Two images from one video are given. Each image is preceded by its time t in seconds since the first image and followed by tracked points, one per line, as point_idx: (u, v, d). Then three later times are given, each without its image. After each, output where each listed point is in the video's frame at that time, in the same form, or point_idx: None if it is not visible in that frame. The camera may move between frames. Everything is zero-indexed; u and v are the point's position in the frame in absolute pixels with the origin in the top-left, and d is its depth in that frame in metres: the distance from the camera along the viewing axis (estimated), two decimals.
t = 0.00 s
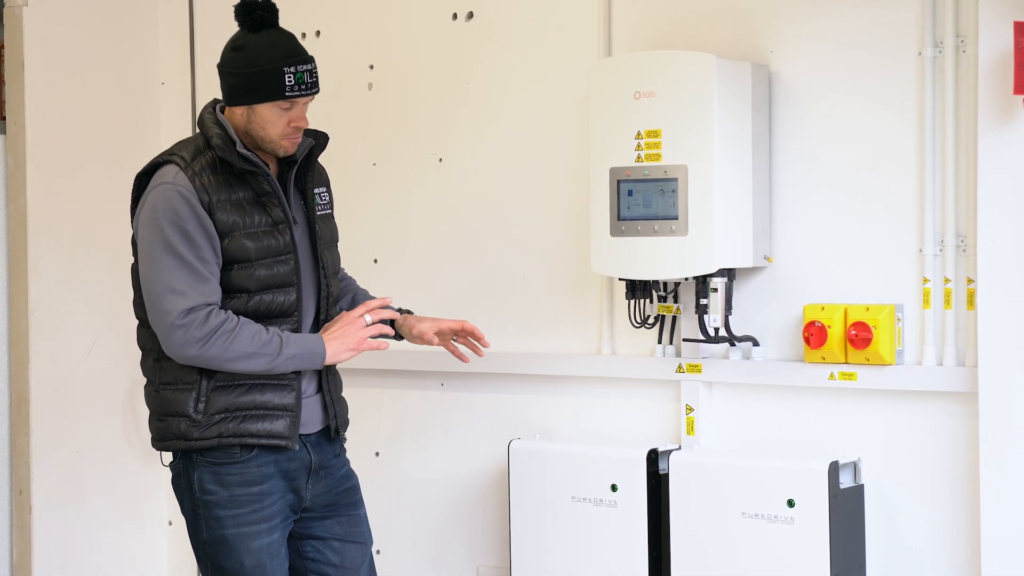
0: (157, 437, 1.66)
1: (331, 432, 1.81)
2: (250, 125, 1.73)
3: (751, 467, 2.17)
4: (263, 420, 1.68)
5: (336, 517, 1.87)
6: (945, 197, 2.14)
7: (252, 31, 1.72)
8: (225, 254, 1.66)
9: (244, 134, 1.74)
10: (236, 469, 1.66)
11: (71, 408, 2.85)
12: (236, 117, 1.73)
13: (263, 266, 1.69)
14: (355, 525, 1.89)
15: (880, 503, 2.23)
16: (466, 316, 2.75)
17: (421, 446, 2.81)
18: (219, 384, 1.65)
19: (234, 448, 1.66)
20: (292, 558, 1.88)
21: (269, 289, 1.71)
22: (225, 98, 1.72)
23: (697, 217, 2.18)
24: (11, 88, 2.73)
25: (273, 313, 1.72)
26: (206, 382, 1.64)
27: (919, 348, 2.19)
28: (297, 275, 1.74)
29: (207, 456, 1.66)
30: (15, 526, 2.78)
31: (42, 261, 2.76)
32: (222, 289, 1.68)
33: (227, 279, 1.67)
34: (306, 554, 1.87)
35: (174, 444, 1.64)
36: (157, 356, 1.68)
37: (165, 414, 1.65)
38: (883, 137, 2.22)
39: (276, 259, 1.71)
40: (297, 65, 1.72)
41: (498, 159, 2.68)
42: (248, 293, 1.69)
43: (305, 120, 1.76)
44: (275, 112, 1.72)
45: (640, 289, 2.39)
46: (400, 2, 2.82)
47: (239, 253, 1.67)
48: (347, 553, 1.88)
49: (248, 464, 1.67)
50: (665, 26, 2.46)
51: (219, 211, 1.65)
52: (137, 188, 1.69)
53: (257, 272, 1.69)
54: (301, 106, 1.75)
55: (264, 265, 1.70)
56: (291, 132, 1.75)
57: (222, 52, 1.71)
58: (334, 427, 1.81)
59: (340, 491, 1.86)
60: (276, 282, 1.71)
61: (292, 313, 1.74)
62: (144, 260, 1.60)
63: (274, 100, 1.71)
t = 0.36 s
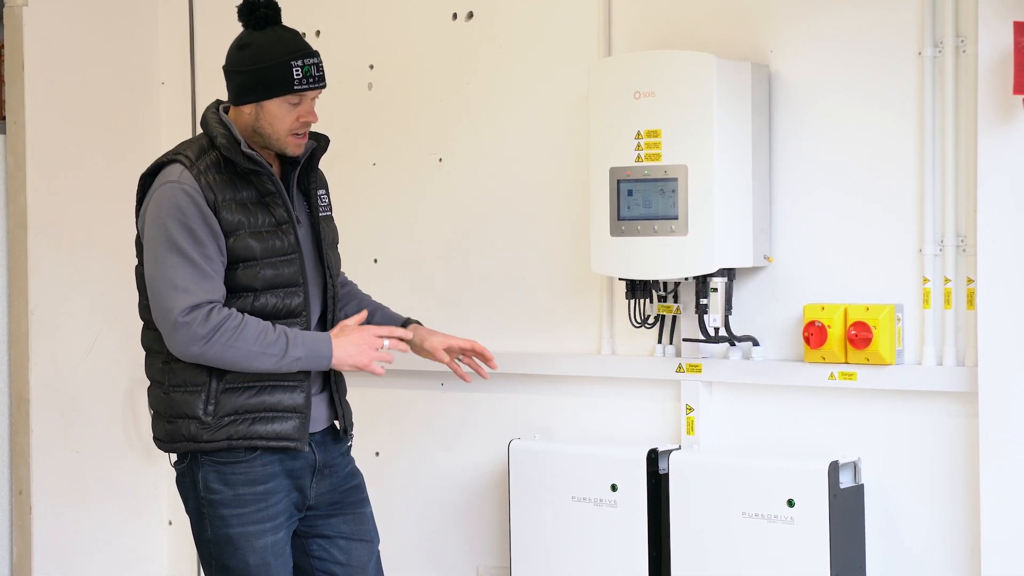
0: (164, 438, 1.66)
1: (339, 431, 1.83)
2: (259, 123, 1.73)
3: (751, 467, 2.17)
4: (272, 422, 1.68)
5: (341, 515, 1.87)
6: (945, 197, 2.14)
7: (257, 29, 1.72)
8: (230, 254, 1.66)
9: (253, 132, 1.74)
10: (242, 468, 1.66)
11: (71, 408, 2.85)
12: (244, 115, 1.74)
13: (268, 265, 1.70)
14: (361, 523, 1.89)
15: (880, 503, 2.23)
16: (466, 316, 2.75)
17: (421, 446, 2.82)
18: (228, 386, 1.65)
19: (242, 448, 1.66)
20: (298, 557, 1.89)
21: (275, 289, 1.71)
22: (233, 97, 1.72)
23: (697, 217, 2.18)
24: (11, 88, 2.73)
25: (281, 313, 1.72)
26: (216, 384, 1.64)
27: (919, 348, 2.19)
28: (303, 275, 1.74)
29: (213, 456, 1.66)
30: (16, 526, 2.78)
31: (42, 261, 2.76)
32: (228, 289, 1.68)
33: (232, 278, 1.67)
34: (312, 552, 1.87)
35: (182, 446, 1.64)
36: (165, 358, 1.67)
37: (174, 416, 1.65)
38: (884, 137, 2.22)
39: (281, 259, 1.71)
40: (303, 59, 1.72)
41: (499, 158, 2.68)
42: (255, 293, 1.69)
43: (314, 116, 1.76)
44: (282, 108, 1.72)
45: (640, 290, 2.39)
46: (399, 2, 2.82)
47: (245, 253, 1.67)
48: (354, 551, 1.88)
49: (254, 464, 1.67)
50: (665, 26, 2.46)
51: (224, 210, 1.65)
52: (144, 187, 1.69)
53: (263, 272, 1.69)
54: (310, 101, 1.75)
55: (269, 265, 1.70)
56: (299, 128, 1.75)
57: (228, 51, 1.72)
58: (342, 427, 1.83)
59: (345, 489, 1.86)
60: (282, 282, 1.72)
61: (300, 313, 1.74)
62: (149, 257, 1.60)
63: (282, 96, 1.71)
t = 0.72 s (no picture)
0: (157, 433, 1.68)
1: (334, 436, 1.79)
2: (263, 120, 1.73)
3: (749, 467, 2.17)
4: (257, 419, 1.66)
5: (346, 516, 1.87)
6: (944, 198, 2.14)
7: (262, 27, 1.73)
8: (219, 251, 1.66)
9: (259, 130, 1.74)
10: (238, 467, 1.67)
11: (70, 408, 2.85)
12: (249, 113, 1.74)
13: (258, 264, 1.68)
14: (368, 524, 1.89)
15: (879, 503, 2.23)
16: (466, 315, 2.75)
17: (420, 446, 2.82)
18: (216, 383, 1.66)
19: (235, 446, 1.66)
20: (306, 557, 1.89)
21: (265, 288, 1.70)
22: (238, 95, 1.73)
23: (697, 217, 2.18)
24: (11, 87, 2.72)
25: (271, 312, 1.71)
26: (204, 380, 1.65)
27: (918, 348, 2.19)
28: (296, 275, 1.73)
29: (210, 454, 1.67)
30: (15, 526, 2.75)
31: (42, 262, 2.76)
32: (217, 285, 1.68)
33: (221, 275, 1.67)
34: (319, 553, 1.87)
35: (172, 441, 1.66)
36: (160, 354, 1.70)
37: (166, 411, 1.67)
38: (883, 137, 2.22)
39: (273, 258, 1.70)
40: (307, 57, 1.73)
41: (498, 159, 2.68)
42: (243, 291, 1.68)
43: (319, 115, 1.76)
44: (287, 106, 1.72)
45: (639, 290, 2.40)
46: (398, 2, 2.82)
47: (234, 250, 1.66)
48: (360, 551, 1.87)
49: (251, 463, 1.67)
50: (664, 26, 2.46)
51: (214, 207, 1.65)
52: (147, 184, 1.72)
53: (253, 271, 1.68)
54: (314, 100, 1.75)
55: (259, 264, 1.69)
56: (304, 127, 1.74)
57: (233, 49, 1.73)
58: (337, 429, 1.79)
59: (350, 489, 1.85)
60: (273, 282, 1.70)
61: (291, 313, 1.72)
62: (138, 251, 1.63)
63: (285, 94, 1.71)
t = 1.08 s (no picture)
0: (169, 433, 1.70)
1: (346, 437, 1.78)
2: (261, 112, 1.72)
3: (749, 466, 2.17)
4: (262, 418, 1.66)
5: (361, 516, 1.85)
6: (943, 198, 2.14)
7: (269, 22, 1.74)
8: (221, 251, 1.66)
9: (259, 123, 1.74)
10: (245, 466, 1.66)
11: (69, 408, 2.84)
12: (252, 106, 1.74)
13: (259, 264, 1.68)
14: (383, 524, 1.87)
15: (878, 503, 2.23)
16: (465, 315, 2.75)
17: (419, 446, 2.82)
18: (223, 382, 1.67)
19: (241, 445, 1.66)
20: (320, 557, 1.88)
21: (267, 288, 1.69)
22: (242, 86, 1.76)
23: (696, 216, 2.18)
24: (10, 87, 2.71)
25: (275, 311, 1.70)
26: (210, 380, 1.66)
27: (918, 348, 2.20)
28: (300, 275, 1.72)
29: (218, 452, 1.68)
30: (14, 526, 2.75)
31: (41, 261, 2.75)
32: (221, 285, 1.68)
33: (224, 275, 1.67)
34: (333, 552, 1.86)
35: (181, 441, 1.67)
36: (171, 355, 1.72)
37: (176, 411, 1.69)
38: (882, 137, 2.22)
39: (276, 258, 1.69)
40: (303, 48, 1.71)
41: (498, 159, 2.68)
42: (246, 291, 1.68)
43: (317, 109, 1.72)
44: (282, 98, 1.70)
45: (639, 289, 2.40)
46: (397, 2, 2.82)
47: (235, 250, 1.66)
48: (374, 552, 1.85)
49: (257, 462, 1.66)
50: (662, 26, 2.46)
51: (216, 207, 1.65)
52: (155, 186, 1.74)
53: (255, 271, 1.68)
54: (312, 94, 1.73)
55: (261, 263, 1.68)
56: (300, 119, 1.71)
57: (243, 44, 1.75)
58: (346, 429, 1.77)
59: (362, 489, 1.83)
60: (276, 282, 1.69)
61: (295, 313, 1.72)
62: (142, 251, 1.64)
63: (280, 84, 1.70)
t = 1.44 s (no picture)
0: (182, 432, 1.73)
1: (358, 436, 1.77)
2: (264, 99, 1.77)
3: (748, 465, 2.17)
4: (268, 415, 1.67)
5: (378, 518, 1.84)
6: (942, 197, 2.14)
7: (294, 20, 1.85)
8: (225, 249, 1.68)
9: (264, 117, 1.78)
10: (254, 464, 1.68)
11: (68, 408, 2.84)
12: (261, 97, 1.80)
13: (260, 261, 1.69)
14: (401, 527, 1.85)
15: (877, 503, 2.23)
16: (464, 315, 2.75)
17: (418, 446, 2.82)
18: (230, 380, 1.69)
19: (250, 443, 1.68)
20: (337, 557, 1.87)
21: (270, 285, 1.70)
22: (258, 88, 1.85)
23: (695, 216, 2.18)
24: (8, 86, 2.71)
25: (278, 308, 1.71)
26: (218, 378, 1.69)
27: (917, 347, 2.20)
28: (303, 271, 1.72)
29: (229, 451, 1.70)
30: (13, 526, 2.75)
31: (39, 261, 2.75)
32: (226, 282, 1.70)
33: (227, 273, 1.70)
34: (350, 553, 1.85)
35: (193, 439, 1.70)
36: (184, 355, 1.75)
37: (188, 410, 1.72)
38: (882, 137, 2.22)
39: (279, 255, 1.70)
40: (305, 35, 1.77)
41: (497, 158, 2.68)
42: (249, 288, 1.69)
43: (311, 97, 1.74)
44: (281, 82, 1.76)
45: (638, 289, 2.40)
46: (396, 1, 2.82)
47: (238, 246, 1.68)
48: (391, 554, 1.84)
49: (266, 461, 1.68)
50: (661, 26, 2.46)
51: (218, 204, 1.67)
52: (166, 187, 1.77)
53: (256, 267, 1.69)
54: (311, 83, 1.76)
55: (262, 260, 1.69)
56: (292, 104, 1.72)
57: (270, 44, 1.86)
58: (358, 429, 1.76)
59: (378, 491, 1.82)
60: (278, 278, 1.70)
61: (299, 309, 1.72)
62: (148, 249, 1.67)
63: (283, 68, 1.76)
